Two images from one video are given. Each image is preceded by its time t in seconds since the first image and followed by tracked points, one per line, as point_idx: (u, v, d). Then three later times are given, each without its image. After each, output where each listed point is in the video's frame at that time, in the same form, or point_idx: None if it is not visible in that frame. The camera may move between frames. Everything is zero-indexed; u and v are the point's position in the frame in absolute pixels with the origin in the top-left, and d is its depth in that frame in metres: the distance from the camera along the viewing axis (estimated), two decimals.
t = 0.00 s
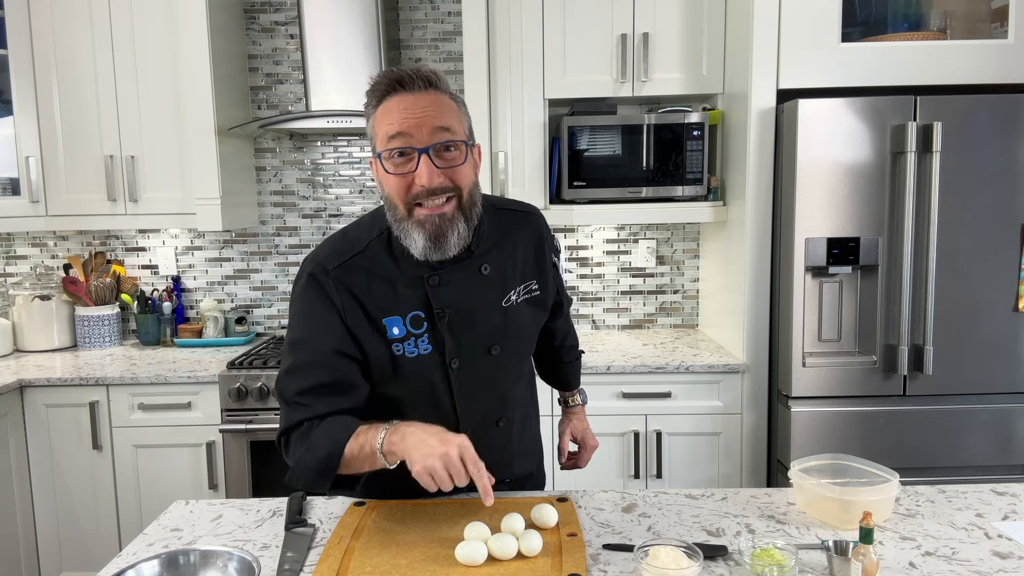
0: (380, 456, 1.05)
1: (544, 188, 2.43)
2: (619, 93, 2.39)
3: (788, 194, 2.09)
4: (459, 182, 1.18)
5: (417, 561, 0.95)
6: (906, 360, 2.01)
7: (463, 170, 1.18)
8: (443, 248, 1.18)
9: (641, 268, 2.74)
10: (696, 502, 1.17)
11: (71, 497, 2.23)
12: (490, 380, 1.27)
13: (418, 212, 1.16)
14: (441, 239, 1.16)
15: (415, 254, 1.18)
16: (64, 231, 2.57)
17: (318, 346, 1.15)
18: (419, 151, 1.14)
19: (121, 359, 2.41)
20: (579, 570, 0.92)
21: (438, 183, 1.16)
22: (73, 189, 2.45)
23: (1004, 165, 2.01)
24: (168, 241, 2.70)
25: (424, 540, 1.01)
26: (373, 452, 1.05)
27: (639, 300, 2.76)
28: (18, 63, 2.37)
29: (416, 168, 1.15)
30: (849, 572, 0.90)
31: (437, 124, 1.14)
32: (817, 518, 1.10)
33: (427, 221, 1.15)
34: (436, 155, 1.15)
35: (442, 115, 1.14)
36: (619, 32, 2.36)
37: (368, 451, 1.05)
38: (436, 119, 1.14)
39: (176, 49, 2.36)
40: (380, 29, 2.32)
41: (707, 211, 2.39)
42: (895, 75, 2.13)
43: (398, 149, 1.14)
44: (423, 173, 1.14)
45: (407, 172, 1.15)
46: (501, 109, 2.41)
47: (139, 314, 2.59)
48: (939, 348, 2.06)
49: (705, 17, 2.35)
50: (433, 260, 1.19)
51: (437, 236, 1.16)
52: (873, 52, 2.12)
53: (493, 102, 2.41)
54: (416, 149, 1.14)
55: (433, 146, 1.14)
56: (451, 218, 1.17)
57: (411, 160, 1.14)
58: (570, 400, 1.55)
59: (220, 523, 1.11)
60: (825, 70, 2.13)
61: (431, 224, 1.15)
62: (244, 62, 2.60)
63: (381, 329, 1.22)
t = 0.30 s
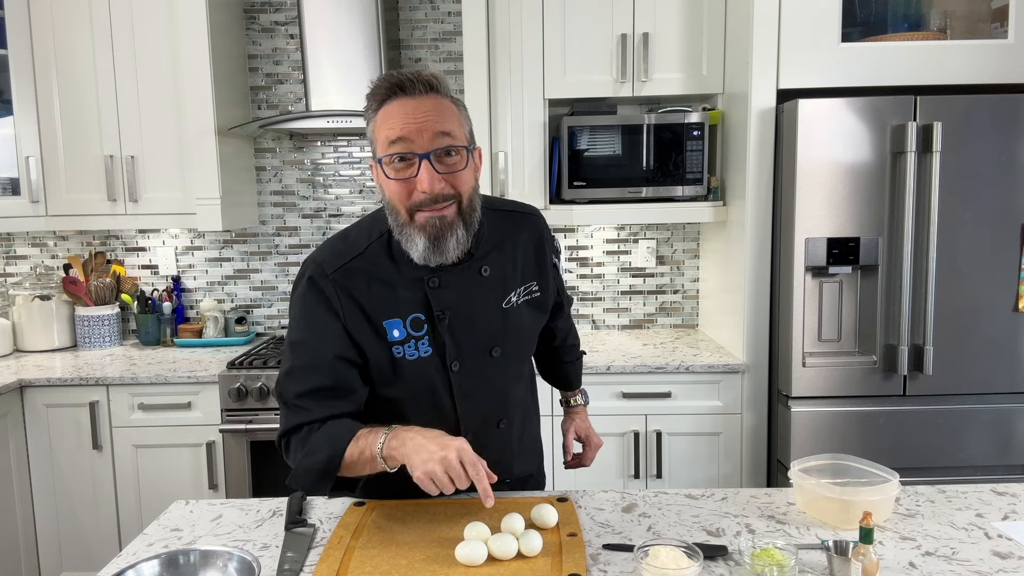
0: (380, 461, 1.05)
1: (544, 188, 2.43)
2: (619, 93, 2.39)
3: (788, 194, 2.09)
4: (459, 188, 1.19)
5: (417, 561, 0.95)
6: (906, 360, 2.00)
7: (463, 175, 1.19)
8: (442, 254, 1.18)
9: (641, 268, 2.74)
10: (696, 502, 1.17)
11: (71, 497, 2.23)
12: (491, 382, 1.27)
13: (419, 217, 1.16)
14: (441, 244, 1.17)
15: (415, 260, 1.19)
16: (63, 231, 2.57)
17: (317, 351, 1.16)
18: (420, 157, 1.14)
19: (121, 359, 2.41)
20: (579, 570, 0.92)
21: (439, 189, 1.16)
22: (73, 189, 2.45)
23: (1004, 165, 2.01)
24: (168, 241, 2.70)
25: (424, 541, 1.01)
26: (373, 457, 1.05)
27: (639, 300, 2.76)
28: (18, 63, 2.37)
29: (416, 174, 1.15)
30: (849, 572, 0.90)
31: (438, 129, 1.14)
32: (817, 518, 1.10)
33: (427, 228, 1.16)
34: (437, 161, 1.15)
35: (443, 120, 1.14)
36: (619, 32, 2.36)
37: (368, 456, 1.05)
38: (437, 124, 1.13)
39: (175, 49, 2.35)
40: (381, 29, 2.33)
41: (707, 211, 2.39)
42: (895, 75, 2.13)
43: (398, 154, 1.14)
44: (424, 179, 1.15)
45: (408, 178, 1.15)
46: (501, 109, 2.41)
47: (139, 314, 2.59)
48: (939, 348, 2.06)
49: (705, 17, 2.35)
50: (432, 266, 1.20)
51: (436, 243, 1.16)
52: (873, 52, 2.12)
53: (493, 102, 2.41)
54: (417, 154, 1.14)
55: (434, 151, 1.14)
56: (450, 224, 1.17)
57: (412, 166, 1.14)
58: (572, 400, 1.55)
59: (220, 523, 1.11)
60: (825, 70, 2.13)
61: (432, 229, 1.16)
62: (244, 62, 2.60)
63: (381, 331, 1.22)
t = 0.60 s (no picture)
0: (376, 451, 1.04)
1: (544, 188, 2.43)
2: (619, 93, 2.39)
3: (788, 193, 2.09)
4: (458, 172, 1.19)
5: (417, 561, 0.95)
6: (906, 360, 2.00)
7: (463, 160, 1.19)
8: (443, 238, 1.18)
9: (641, 268, 2.74)
10: (696, 502, 1.17)
11: (71, 497, 2.23)
12: (489, 373, 1.27)
13: (421, 200, 1.16)
14: (442, 227, 1.16)
15: (416, 244, 1.19)
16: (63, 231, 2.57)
17: (318, 338, 1.16)
18: (421, 140, 1.15)
19: (121, 359, 2.41)
20: (579, 570, 0.92)
21: (439, 171, 1.17)
22: (73, 189, 2.45)
23: (1004, 165, 2.01)
24: (168, 242, 2.70)
25: (424, 541, 1.01)
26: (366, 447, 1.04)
27: (639, 300, 2.76)
28: (18, 63, 2.37)
29: (417, 157, 1.16)
30: (849, 572, 0.90)
31: (439, 114, 1.15)
32: (817, 518, 1.10)
33: (427, 210, 1.16)
34: (437, 144, 1.16)
35: (444, 105, 1.16)
36: (619, 32, 2.36)
37: (362, 447, 1.04)
38: (438, 108, 1.15)
39: (175, 49, 2.35)
40: (380, 29, 2.33)
41: (707, 211, 2.39)
42: (895, 75, 2.13)
43: (400, 138, 1.15)
44: (425, 161, 1.16)
45: (409, 161, 1.16)
46: (501, 109, 2.41)
47: (139, 314, 2.59)
48: (939, 348, 2.06)
49: (705, 16, 2.35)
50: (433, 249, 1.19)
51: (437, 225, 1.16)
52: (873, 52, 2.12)
53: (493, 102, 2.41)
54: (418, 138, 1.15)
55: (435, 135, 1.15)
56: (451, 206, 1.17)
57: (413, 149, 1.16)
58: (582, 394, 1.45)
59: (220, 523, 1.11)
60: (825, 71, 2.13)
61: (433, 211, 1.15)
62: (244, 62, 2.60)
63: (381, 320, 1.22)
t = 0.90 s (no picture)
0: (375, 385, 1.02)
1: (544, 188, 2.43)
2: (619, 93, 2.39)
3: (788, 194, 2.09)
4: (449, 163, 1.21)
5: (417, 561, 0.95)
6: (906, 359, 2.00)
7: (454, 152, 1.21)
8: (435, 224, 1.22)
9: (641, 268, 2.74)
10: (696, 502, 1.17)
11: (71, 496, 2.23)
12: (485, 355, 1.29)
13: (414, 190, 1.19)
14: (434, 214, 1.20)
15: (411, 229, 1.22)
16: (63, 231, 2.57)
17: (319, 308, 1.19)
18: (413, 133, 1.17)
19: (121, 359, 2.41)
20: (579, 570, 0.92)
21: (431, 163, 1.18)
22: (73, 189, 2.45)
23: (1004, 165, 2.01)
24: (168, 241, 2.70)
25: (423, 541, 1.01)
26: (368, 383, 1.02)
27: (639, 300, 2.76)
28: (19, 63, 2.37)
29: (411, 149, 1.18)
30: (849, 572, 0.90)
31: (430, 108, 1.17)
32: (817, 518, 1.10)
33: (421, 199, 1.19)
34: (429, 137, 1.18)
35: (435, 99, 1.17)
36: (619, 31, 2.36)
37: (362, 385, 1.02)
38: (430, 103, 1.16)
39: (175, 49, 2.36)
40: (380, 29, 2.33)
41: (707, 211, 2.39)
42: (894, 74, 2.13)
43: (393, 131, 1.17)
44: (417, 154, 1.17)
45: (403, 153, 1.18)
46: (501, 109, 2.41)
47: (139, 314, 2.59)
48: (939, 348, 2.06)
49: (705, 16, 2.35)
50: (427, 233, 1.23)
51: (430, 213, 1.20)
52: (873, 52, 2.12)
53: (493, 102, 2.41)
54: (411, 131, 1.17)
55: (427, 128, 1.17)
56: (444, 196, 1.20)
57: (406, 142, 1.18)
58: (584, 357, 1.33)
59: (220, 523, 1.11)
60: (825, 71, 2.13)
61: (425, 201, 1.19)
62: (244, 62, 2.60)
63: (380, 299, 1.25)
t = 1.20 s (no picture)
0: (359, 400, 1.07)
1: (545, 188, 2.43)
2: (619, 93, 2.39)
3: (788, 194, 2.09)
4: (452, 151, 1.27)
5: (417, 561, 0.95)
6: (906, 359, 2.00)
7: (456, 140, 1.27)
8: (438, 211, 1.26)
9: (641, 268, 2.74)
10: (696, 502, 1.17)
11: (71, 497, 2.23)
12: (484, 347, 1.31)
13: (418, 176, 1.25)
14: (438, 201, 1.24)
15: (415, 216, 1.27)
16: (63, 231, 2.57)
17: (322, 301, 1.25)
18: (418, 121, 1.24)
19: (121, 359, 2.41)
20: (579, 570, 0.92)
21: (434, 149, 1.25)
22: (73, 189, 2.45)
23: (1004, 165, 2.01)
24: (168, 242, 2.70)
25: (423, 541, 1.01)
26: (353, 400, 1.08)
27: (639, 300, 2.76)
28: (19, 63, 2.37)
29: (415, 137, 1.24)
30: (849, 572, 0.90)
31: (434, 97, 1.24)
32: (817, 518, 1.10)
33: (424, 185, 1.24)
34: (432, 125, 1.25)
35: (438, 89, 1.24)
36: (619, 32, 2.36)
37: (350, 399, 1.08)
38: (433, 92, 1.24)
39: (175, 49, 2.36)
40: (380, 29, 2.33)
41: (707, 211, 2.39)
42: (894, 74, 2.13)
43: (399, 119, 1.24)
44: (421, 141, 1.24)
45: (408, 141, 1.25)
46: (501, 109, 2.41)
47: (139, 314, 2.59)
48: (939, 348, 2.06)
49: (705, 16, 2.35)
50: (431, 221, 1.28)
51: (433, 199, 1.24)
52: (873, 53, 2.12)
53: (493, 102, 2.41)
54: (415, 119, 1.24)
55: (431, 116, 1.24)
56: (447, 182, 1.25)
57: (411, 130, 1.24)
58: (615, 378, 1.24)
59: (220, 523, 1.11)
60: (825, 72, 2.13)
61: (429, 187, 1.24)
62: (243, 62, 2.60)
63: (383, 289, 1.30)
